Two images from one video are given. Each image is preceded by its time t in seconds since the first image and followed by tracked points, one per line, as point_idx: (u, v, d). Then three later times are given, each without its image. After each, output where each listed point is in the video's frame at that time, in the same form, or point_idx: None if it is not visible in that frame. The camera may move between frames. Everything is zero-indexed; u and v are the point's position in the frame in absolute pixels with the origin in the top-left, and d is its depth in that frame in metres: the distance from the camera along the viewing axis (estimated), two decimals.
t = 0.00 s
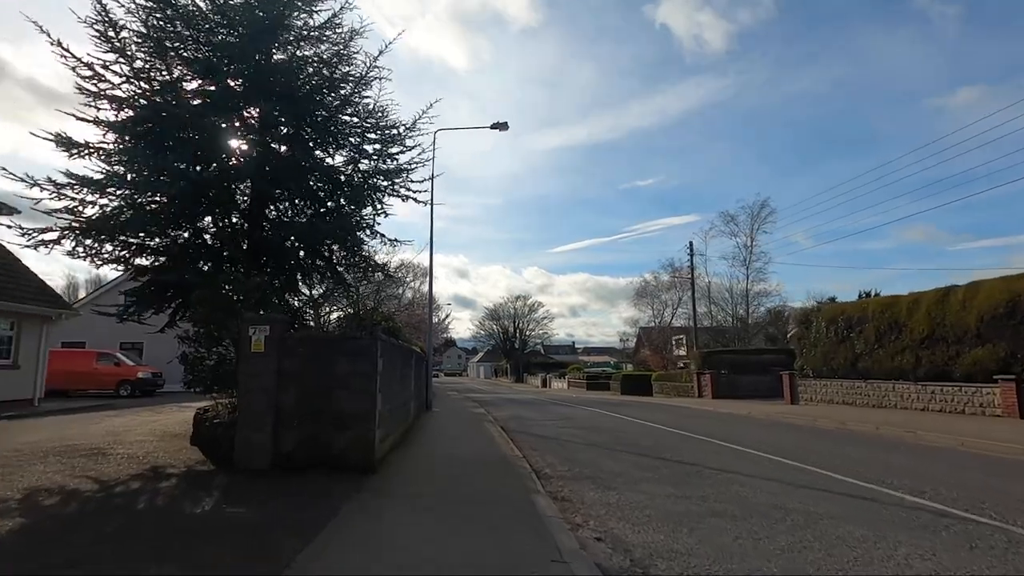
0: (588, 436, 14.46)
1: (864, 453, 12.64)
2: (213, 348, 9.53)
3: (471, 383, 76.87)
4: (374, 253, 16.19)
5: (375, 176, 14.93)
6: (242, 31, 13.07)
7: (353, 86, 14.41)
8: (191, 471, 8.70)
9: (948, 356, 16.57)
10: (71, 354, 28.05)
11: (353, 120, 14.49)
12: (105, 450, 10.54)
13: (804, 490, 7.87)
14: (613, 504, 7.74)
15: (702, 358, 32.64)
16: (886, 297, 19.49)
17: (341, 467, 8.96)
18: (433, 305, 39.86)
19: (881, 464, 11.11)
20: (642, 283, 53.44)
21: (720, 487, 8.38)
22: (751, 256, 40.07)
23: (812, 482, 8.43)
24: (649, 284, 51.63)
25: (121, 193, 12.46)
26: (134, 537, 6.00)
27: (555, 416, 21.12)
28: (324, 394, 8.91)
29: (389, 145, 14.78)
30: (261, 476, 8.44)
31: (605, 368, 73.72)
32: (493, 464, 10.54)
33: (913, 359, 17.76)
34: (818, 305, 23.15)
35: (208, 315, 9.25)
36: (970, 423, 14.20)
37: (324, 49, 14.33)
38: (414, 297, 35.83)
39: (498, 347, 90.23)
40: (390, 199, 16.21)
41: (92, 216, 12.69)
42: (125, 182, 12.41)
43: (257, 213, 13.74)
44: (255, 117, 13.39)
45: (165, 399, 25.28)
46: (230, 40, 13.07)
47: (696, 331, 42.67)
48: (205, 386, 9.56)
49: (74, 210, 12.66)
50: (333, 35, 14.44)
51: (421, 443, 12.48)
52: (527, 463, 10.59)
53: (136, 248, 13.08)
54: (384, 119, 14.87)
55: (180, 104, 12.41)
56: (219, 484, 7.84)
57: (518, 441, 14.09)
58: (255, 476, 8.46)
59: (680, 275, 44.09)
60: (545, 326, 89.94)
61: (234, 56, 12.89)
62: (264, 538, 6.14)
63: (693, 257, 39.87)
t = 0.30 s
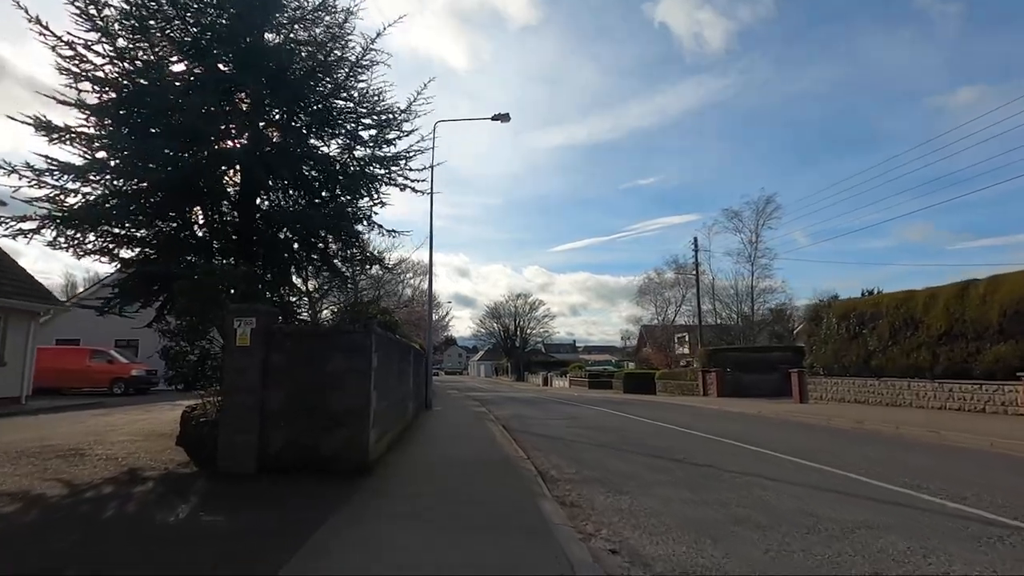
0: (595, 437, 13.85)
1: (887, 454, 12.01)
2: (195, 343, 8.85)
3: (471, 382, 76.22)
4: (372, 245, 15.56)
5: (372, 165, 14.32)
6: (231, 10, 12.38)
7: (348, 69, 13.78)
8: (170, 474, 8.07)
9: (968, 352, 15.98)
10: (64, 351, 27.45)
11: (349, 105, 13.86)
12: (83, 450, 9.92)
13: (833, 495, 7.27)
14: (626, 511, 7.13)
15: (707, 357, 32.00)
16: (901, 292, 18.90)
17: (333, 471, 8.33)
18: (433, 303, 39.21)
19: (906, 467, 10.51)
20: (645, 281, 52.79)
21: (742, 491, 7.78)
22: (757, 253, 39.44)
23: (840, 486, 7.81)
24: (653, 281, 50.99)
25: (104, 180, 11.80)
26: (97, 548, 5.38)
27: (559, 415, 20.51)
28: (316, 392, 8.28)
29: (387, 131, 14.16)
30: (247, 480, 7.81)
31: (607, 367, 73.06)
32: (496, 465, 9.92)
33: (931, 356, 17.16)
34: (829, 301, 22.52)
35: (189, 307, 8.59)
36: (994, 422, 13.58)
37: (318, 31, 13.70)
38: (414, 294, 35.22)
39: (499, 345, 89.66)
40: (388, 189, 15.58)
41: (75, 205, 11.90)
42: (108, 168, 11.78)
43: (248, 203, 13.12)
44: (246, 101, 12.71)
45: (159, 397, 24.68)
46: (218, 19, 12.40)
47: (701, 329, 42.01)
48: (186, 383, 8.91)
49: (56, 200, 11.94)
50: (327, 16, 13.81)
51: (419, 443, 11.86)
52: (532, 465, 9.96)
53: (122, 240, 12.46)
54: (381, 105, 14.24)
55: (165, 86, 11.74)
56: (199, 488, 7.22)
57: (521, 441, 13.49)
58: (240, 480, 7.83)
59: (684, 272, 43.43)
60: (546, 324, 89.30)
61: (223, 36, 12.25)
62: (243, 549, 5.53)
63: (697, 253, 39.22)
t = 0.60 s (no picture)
0: (602, 439, 13.21)
1: (911, 459, 11.34)
2: (174, 339, 8.20)
3: (471, 381, 75.54)
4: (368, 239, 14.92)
5: (369, 154, 13.67)
6: None
7: (344, 53, 13.09)
8: (146, 482, 7.43)
9: (991, 353, 15.37)
10: (56, 349, 26.82)
11: (344, 91, 13.18)
12: (58, 455, 9.27)
13: (870, 508, 6.65)
14: (644, 525, 6.50)
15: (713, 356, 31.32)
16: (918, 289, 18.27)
17: (322, 479, 7.66)
18: (432, 301, 38.51)
19: (935, 473, 9.89)
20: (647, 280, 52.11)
21: (768, 501, 7.16)
22: (762, 251, 38.78)
23: (876, 498, 7.14)
24: (656, 280, 50.30)
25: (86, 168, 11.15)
26: (49, 570, 4.74)
27: (562, 416, 19.86)
28: (304, 392, 7.65)
29: (384, 119, 13.51)
30: (228, 489, 7.16)
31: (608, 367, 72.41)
32: (498, 471, 9.24)
33: (950, 356, 16.53)
34: (840, 299, 21.86)
35: (169, 300, 7.92)
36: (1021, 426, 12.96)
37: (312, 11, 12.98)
38: (413, 292, 34.55)
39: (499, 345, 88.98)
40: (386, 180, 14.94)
41: (55, 194, 11.28)
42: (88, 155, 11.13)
43: (238, 193, 12.44)
44: (236, 86, 11.93)
45: (151, 396, 24.00)
46: None
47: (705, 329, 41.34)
48: (165, 383, 8.27)
49: (34, 189, 11.28)
50: None
51: (417, 447, 11.20)
52: (537, 471, 9.28)
53: (105, 233, 11.84)
54: (378, 91, 13.58)
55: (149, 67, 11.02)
56: (175, 500, 6.58)
57: (524, 444, 12.85)
58: (220, 489, 7.18)
59: (688, 271, 42.75)
60: (547, 323, 88.61)
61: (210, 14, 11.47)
62: (215, 571, 4.88)
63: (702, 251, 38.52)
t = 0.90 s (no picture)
0: (610, 445, 12.59)
1: (938, 467, 10.73)
2: (151, 338, 7.57)
3: (472, 383, 74.85)
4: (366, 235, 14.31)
5: (367, 145, 13.10)
6: None
7: (341, 38, 12.46)
8: (118, 494, 6.80)
9: (1014, 355, 14.78)
10: (48, 348, 26.17)
11: (340, 78, 12.57)
12: (29, 462, 8.64)
13: (916, 527, 6.04)
14: (667, 544, 5.89)
15: (719, 358, 30.70)
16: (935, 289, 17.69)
17: (311, 491, 7.05)
18: (432, 302, 37.83)
19: (969, 483, 9.28)
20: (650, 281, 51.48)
21: (800, 518, 6.54)
22: (768, 251, 38.16)
23: (916, 515, 6.53)
24: (659, 281, 49.67)
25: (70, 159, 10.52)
26: None
27: (567, 420, 19.23)
28: (291, 395, 7.04)
29: (383, 108, 12.92)
30: (207, 503, 6.54)
31: (609, 368, 71.84)
32: (501, 481, 8.61)
33: (970, 358, 15.94)
34: (852, 300, 21.25)
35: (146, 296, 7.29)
36: None
37: None
38: (413, 292, 33.89)
39: (500, 346, 88.35)
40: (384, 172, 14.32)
41: (36, 186, 10.64)
42: (69, 144, 10.43)
43: (230, 185, 11.78)
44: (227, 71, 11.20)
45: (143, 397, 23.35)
46: None
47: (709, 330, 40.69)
48: (143, 388, 7.64)
49: (14, 180, 10.64)
50: None
51: (416, 453, 10.59)
52: (543, 481, 8.65)
53: (88, 226, 11.21)
54: (377, 79, 12.99)
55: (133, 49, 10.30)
56: (147, 516, 5.95)
57: (528, 450, 12.22)
58: (198, 503, 6.56)
59: (692, 271, 42.12)
60: (547, 324, 87.97)
61: None
62: None
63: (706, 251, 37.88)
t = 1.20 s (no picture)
0: (616, 451, 11.98)
1: (965, 474, 10.11)
2: (120, 336, 6.97)
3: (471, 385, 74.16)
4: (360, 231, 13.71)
5: (361, 137, 12.53)
6: None
7: (334, 23, 11.87)
8: (82, 510, 6.18)
9: None
10: (38, 349, 25.53)
11: (333, 66, 12.00)
12: None
13: (964, 547, 5.44)
14: (688, 566, 5.30)
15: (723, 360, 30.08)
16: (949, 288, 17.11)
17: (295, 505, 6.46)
18: (430, 303, 37.16)
19: (1003, 493, 8.68)
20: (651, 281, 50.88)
21: (832, 535, 5.95)
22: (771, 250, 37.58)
23: (962, 533, 5.90)
24: (660, 282, 49.05)
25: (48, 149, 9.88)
26: None
27: (569, 424, 18.62)
28: (273, 401, 6.44)
29: (377, 98, 12.36)
30: (178, 520, 5.92)
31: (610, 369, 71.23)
32: (502, 492, 8.01)
33: (988, 359, 15.35)
34: (862, 300, 20.64)
35: (112, 292, 6.68)
36: None
37: None
38: (411, 293, 33.27)
39: (500, 348, 87.70)
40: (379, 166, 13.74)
41: (12, 178, 10.01)
42: (44, 133, 9.79)
43: (216, 178, 11.12)
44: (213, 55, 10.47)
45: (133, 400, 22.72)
46: None
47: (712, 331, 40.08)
48: (114, 394, 7.01)
49: None
50: None
51: (412, 462, 9.98)
52: (548, 492, 7.99)
53: (66, 221, 10.52)
54: (371, 68, 12.42)
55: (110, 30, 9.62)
56: (108, 537, 5.36)
57: (530, 457, 11.61)
58: (169, 519, 5.95)
59: (693, 272, 41.51)
60: (547, 326, 87.35)
61: None
62: None
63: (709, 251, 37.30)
